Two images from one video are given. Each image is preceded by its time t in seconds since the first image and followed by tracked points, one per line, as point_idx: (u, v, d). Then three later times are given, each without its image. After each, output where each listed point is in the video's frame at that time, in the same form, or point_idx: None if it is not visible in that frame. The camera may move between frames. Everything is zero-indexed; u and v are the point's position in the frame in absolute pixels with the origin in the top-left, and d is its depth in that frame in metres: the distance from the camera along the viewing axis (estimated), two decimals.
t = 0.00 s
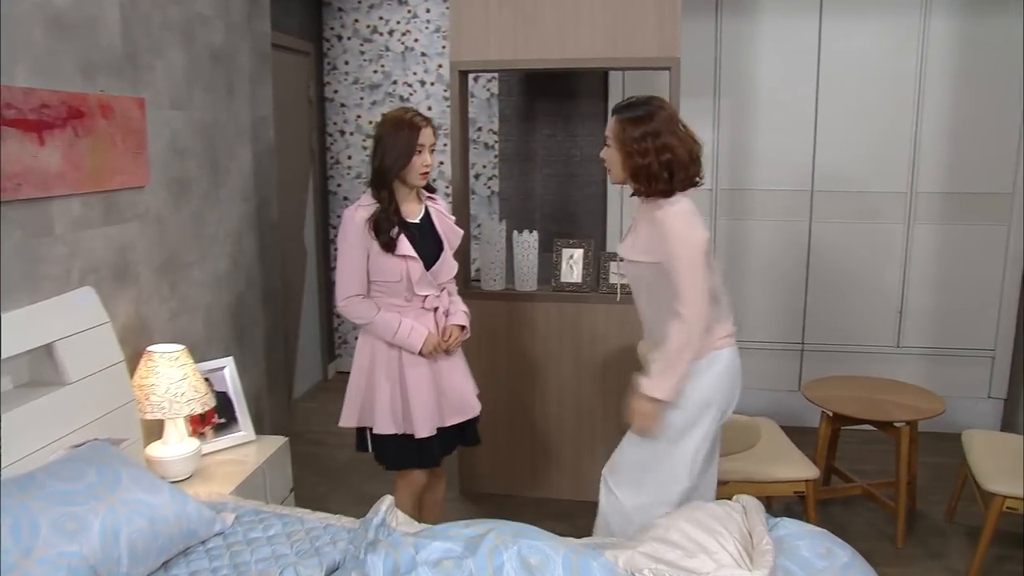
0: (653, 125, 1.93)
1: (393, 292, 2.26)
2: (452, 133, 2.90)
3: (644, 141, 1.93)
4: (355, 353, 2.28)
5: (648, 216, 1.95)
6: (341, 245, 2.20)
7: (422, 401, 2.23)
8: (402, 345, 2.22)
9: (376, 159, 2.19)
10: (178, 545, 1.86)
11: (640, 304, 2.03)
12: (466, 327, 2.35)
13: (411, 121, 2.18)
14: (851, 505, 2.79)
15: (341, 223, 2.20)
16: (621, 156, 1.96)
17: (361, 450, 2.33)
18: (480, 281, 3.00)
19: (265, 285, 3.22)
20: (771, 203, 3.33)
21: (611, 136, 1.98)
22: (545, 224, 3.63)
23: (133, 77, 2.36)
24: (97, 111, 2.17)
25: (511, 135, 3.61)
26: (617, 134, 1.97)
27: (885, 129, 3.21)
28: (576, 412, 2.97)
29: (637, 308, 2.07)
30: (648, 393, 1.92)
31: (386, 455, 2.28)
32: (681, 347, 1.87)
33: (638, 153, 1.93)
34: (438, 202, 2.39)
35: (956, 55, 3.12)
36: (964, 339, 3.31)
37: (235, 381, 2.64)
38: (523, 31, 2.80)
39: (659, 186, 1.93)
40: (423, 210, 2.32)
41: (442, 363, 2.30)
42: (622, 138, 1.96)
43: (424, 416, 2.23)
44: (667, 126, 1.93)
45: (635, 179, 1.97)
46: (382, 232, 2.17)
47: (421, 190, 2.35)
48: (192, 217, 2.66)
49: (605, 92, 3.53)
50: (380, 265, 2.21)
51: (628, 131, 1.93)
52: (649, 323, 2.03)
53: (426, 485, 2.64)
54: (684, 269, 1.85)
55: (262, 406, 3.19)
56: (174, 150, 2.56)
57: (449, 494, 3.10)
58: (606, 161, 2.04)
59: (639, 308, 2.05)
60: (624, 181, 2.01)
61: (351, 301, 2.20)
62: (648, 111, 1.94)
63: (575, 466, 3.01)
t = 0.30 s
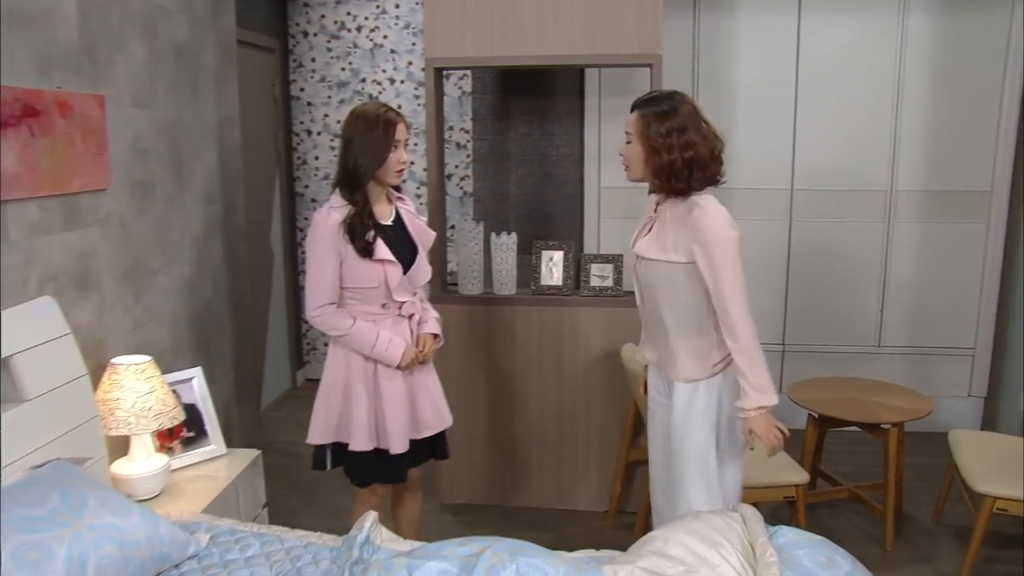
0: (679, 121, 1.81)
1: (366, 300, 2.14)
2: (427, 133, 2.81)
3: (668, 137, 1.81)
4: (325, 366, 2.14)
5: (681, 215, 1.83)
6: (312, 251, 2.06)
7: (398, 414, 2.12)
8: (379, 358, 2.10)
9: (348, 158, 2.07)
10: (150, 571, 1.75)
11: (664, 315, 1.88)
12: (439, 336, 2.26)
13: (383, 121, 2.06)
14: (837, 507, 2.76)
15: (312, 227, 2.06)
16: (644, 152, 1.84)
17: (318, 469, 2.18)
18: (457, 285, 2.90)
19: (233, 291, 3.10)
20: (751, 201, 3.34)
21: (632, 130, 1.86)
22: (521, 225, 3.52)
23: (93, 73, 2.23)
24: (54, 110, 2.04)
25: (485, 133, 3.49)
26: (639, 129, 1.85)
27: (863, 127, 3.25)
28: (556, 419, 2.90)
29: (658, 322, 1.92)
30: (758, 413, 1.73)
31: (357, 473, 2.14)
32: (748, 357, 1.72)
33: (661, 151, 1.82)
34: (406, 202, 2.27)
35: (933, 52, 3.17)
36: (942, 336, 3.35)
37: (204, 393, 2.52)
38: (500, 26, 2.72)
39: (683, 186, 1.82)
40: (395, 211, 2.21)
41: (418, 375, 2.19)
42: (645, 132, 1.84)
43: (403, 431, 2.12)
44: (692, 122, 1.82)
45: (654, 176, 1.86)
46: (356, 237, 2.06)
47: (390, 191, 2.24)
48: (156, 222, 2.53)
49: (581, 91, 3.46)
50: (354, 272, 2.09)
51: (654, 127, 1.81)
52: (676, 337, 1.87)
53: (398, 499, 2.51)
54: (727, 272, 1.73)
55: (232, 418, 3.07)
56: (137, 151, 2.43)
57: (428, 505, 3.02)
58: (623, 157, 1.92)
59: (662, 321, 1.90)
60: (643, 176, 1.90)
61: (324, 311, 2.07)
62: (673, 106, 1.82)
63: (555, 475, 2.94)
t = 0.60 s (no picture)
0: (703, 120, 1.84)
1: (350, 310, 2.06)
2: (409, 134, 2.73)
3: (694, 135, 1.84)
4: (308, 380, 2.05)
5: (705, 218, 1.87)
6: (296, 261, 1.97)
7: (387, 429, 2.05)
8: (366, 372, 2.02)
9: (328, 164, 1.98)
10: None
11: (683, 316, 1.93)
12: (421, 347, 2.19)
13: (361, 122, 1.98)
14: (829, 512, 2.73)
15: (295, 236, 1.97)
16: (668, 152, 1.87)
17: (300, 489, 2.09)
18: (441, 290, 2.82)
19: (209, 299, 2.99)
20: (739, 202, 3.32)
21: (654, 129, 1.88)
22: (504, 228, 3.46)
23: (60, 72, 2.12)
24: (20, 110, 1.93)
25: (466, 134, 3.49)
26: (661, 128, 1.88)
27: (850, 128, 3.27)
28: (544, 427, 2.83)
29: (677, 324, 1.96)
30: (718, 421, 1.80)
31: (345, 492, 2.07)
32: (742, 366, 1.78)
33: (687, 150, 1.85)
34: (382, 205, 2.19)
35: (920, 51, 3.20)
36: (930, 335, 3.38)
37: (180, 405, 2.41)
38: (484, 23, 2.65)
39: (709, 186, 1.87)
40: (375, 216, 2.12)
41: (405, 388, 2.12)
42: (669, 132, 1.86)
43: (392, 446, 2.05)
44: (715, 121, 1.85)
45: (678, 175, 1.89)
46: (343, 247, 1.97)
47: (370, 196, 2.15)
48: (128, 227, 2.42)
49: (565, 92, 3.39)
50: (340, 282, 2.01)
51: (680, 125, 1.84)
52: (694, 339, 1.92)
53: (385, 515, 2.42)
54: (748, 277, 1.78)
55: (208, 430, 2.96)
56: (107, 153, 2.32)
57: (414, 516, 2.94)
58: (642, 157, 1.94)
59: (679, 321, 1.94)
60: (665, 175, 1.93)
61: (309, 323, 1.98)
62: (695, 105, 1.85)
63: (544, 485, 2.88)
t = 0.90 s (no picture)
0: (710, 116, 1.81)
1: (342, 313, 1.99)
2: (396, 129, 2.66)
3: (705, 134, 1.81)
4: (299, 386, 1.98)
5: (717, 217, 1.84)
6: (285, 263, 1.90)
7: (381, 435, 1.99)
8: (359, 376, 1.96)
9: (315, 161, 1.92)
10: None
11: (688, 313, 1.90)
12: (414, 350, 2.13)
13: (350, 118, 1.91)
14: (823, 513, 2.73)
15: (283, 236, 1.90)
16: (677, 152, 1.84)
17: (293, 499, 2.02)
18: (430, 289, 2.76)
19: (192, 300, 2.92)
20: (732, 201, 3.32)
21: (661, 130, 1.85)
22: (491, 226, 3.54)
23: (34, 65, 2.04)
24: None
25: (454, 130, 3.55)
26: (668, 127, 1.85)
27: (839, 126, 3.35)
28: (536, 429, 2.78)
29: (683, 324, 1.92)
30: (706, 420, 1.79)
31: (339, 501, 2.01)
32: (741, 369, 1.75)
33: (699, 149, 1.81)
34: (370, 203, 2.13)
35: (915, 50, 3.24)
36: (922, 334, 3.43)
37: (163, 410, 2.32)
38: (474, 16, 2.59)
39: (720, 184, 1.83)
40: (365, 215, 2.06)
41: (398, 392, 2.07)
42: (679, 132, 1.83)
43: (386, 452, 2.00)
44: (723, 115, 1.82)
45: (691, 173, 1.86)
46: (332, 248, 1.91)
47: (358, 195, 2.08)
48: (107, 227, 2.34)
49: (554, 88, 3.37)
50: (332, 283, 1.95)
51: (688, 124, 1.81)
52: (698, 337, 1.89)
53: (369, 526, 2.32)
54: (756, 278, 1.74)
55: (191, 435, 2.88)
56: (85, 150, 2.24)
57: (403, 521, 2.88)
58: (652, 158, 1.92)
59: (684, 318, 1.91)
60: (678, 175, 1.90)
61: (300, 327, 1.92)
62: (701, 101, 1.82)
63: (536, 488, 2.83)
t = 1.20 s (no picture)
0: (711, 114, 1.79)
1: (343, 313, 1.97)
2: (392, 128, 2.63)
3: (706, 133, 1.79)
4: (300, 387, 1.95)
5: (716, 218, 1.82)
6: (284, 262, 1.87)
7: (384, 436, 1.97)
8: (360, 377, 1.93)
9: (314, 159, 1.89)
10: None
11: (687, 315, 1.87)
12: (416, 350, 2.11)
13: (352, 117, 1.89)
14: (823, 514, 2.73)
15: (282, 235, 1.87)
16: (678, 151, 1.82)
17: (296, 502, 1.99)
18: (426, 289, 2.73)
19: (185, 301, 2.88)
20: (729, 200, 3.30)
21: (661, 128, 1.84)
22: (487, 225, 3.58)
23: (23, 62, 2.00)
24: None
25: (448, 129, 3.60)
26: (669, 126, 1.83)
27: (837, 124, 3.34)
28: (535, 429, 2.76)
29: (681, 326, 1.90)
30: (746, 434, 1.78)
31: (343, 504, 1.98)
32: (758, 378, 1.75)
33: (699, 148, 1.80)
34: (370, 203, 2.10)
35: (912, 49, 3.26)
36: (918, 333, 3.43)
37: (156, 413, 2.28)
38: (471, 14, 2.56)
39: (719, 183, 1.81)
40: (366, 215, 2.03)
41: (402, 392, 2.03)
42: (680, 132, 1.81)
43: (389, 454, 1.97)
44: (723, 114, 1.80)
45: (692, 173, 1.83)
46: (332, 246, 1.88)
47: (359, 194, 2.06)
48: (97, 227, 2.29)
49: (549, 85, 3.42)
50: (332, 282, 1.92)
51: (689, 123, 1.79)
52: (696, 339, 1.86)
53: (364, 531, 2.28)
54: (759, 283, 1.73)
55: (183, 437, 2.85)
56: (75, 148, 2.20)
57: (399, 524, 2.85)
58: (652, 157, 1.90)
59: (683, 322, 1.89)
60: (678, 176, 1.87)
61: (300, 327, 1.89)
62: (702, 99, 1.80)
63: (534, 488, 2.80)
